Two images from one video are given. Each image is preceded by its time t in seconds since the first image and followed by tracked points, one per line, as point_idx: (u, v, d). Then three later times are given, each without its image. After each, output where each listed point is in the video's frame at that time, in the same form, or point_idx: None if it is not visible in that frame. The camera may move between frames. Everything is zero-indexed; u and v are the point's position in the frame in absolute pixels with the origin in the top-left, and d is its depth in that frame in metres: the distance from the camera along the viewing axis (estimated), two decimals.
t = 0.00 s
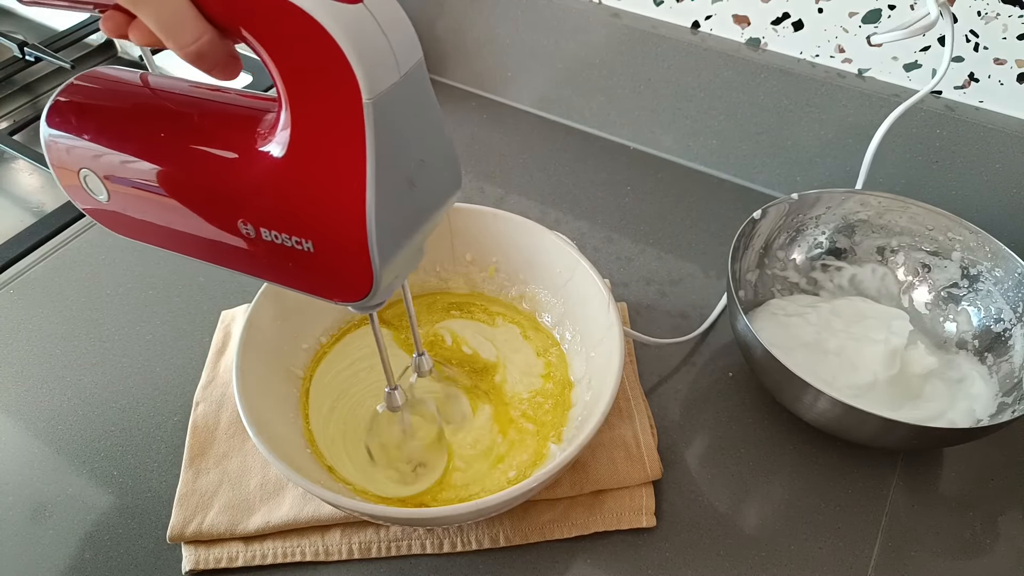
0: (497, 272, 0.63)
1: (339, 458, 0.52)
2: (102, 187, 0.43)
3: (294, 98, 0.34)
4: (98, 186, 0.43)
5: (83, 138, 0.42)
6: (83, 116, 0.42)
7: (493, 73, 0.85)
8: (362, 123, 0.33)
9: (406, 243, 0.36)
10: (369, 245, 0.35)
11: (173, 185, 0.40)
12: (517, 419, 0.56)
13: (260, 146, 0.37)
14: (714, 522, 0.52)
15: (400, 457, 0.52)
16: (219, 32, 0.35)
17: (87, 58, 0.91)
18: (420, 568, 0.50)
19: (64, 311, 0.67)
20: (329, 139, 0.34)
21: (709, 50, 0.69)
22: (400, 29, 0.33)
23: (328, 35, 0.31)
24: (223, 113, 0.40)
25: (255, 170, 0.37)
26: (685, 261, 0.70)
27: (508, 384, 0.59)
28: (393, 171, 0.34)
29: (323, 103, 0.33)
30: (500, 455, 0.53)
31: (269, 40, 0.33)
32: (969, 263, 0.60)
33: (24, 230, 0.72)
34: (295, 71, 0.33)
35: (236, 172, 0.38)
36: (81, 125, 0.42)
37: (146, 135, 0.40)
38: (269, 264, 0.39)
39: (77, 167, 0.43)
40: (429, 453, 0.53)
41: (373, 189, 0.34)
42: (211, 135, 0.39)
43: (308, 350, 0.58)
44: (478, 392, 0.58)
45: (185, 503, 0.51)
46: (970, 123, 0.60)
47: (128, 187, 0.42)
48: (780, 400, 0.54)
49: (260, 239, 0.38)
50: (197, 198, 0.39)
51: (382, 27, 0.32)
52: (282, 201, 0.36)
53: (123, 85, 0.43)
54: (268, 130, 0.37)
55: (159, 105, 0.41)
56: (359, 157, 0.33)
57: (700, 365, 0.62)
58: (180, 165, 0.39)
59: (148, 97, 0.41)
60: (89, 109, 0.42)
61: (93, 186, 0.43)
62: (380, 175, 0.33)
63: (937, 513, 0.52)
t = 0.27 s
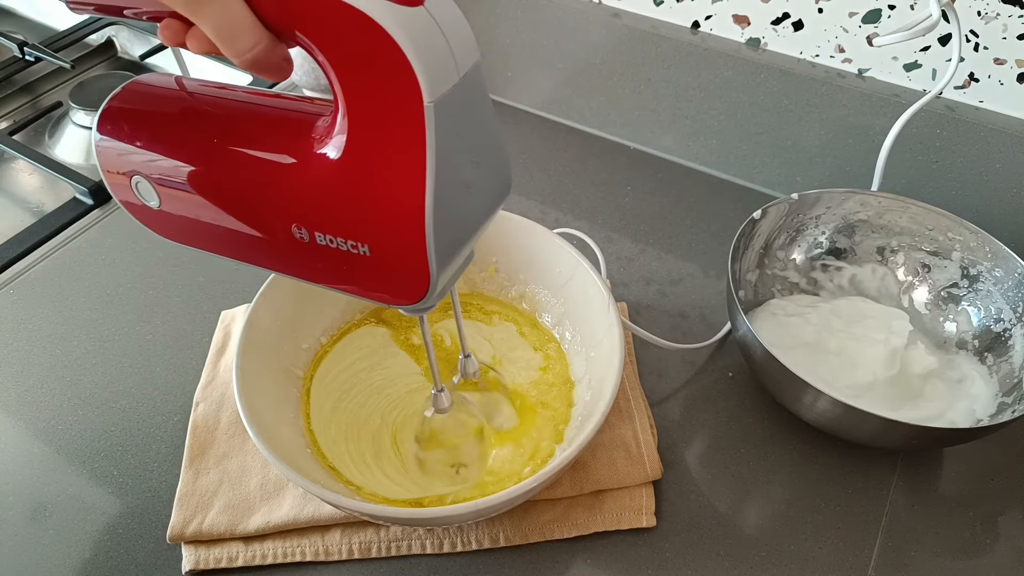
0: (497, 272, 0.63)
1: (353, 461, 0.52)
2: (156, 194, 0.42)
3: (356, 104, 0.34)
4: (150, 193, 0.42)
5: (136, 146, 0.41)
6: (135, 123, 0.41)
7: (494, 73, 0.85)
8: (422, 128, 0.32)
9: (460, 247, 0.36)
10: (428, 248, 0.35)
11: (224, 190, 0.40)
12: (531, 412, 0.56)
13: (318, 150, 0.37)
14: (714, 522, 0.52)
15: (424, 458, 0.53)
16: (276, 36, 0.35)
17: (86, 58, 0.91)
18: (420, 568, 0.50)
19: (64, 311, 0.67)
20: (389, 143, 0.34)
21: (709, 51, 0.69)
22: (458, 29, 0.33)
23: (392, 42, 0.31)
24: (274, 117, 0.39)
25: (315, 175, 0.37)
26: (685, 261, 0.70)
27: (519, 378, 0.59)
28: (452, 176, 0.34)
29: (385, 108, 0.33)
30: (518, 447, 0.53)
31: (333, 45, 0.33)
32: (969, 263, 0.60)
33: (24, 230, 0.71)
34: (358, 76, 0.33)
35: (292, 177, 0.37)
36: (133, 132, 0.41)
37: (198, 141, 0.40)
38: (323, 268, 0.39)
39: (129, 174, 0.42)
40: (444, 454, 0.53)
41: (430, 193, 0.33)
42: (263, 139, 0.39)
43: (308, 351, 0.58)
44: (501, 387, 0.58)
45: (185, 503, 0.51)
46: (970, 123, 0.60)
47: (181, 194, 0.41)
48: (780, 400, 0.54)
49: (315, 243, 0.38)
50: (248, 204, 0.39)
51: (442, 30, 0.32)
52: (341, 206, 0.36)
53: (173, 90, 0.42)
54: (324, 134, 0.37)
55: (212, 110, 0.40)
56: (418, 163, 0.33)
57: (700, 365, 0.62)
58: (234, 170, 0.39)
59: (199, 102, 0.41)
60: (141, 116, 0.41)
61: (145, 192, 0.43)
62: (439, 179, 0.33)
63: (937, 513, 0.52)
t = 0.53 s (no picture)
0: (497, 272, 0.63)
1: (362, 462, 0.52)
2: (195, 185, 0.43)
3: (392, 95, 0.35)
4: (189, 182, 0.43)
5: (174, 138, 0.42)
6: (173, 116, 0.42)
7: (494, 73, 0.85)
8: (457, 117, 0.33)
9: (493, 234, 0.37)
10: (462, 235, 0.35)
11: (261, 180, 0.41)
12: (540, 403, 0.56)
13: (353, 138, 0.38)
14: (714, 521, 0.52)
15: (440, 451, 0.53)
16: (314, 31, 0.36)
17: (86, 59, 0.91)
18: (421, 568, 0.50)
19: (64, 311, 0.67)
20: (425, 132, 0.34)
21: (709, 51, 0.69)
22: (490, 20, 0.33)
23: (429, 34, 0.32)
24: (306, 107, 0.40)
25: (351, 164, 0.37)
26: (685, 261, 0.70)
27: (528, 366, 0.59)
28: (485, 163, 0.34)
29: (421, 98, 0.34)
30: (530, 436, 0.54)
31: (370, 37, 0.33)
32: (969, 263, 0.60)
33: (24, 230, 0.70)
34: (393, 67, 0.34)
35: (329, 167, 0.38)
36: (170, 126, 0.42)
37: (234, 133, 0.41)
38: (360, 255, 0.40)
39: (168, 166, 0.43)
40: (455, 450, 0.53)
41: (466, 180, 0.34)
42: (298, 130, 0.39)
43: (308, 350, 0.58)
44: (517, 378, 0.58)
45: (185, 503, 0.51)
46: (970, 123, 0.60)
47: (219, 185, 0.42)
48: (780, 400, 0.54)
49: (351, 231, 0.39)
50: (285, 193, 0.40)
51: (475, 23, 0.33)
52: (378, 195, 0.37)
53: (208, 82, 0.43)
54: (360, 123, 0.38)
55: (246, 101, 0.41)
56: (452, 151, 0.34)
57: (700, 365, 0.62)
58: (271, 161, 0.40)
59: (233, 94, 0.41)
60: (177, 109, 0.42)
61: (184, 183, 0.43)
62: (473, 166, 0.34)
63: (937, 513, 0.52)
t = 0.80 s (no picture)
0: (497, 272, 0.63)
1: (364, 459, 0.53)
2: (206, 166, 0.43)
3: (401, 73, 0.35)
4: (201, 163, 0.43)
5: (185, 120, 0.42)
6: (182, 97, 0.42)
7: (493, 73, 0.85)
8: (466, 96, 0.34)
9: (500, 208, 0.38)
10: (472, 210, 0.36)
11: (270, 158, 0.41)
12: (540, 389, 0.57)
13: (362, 116, 0.38)
14: (714, 521, 0.52)
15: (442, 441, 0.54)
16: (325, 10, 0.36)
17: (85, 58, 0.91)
18: (421, 568, 0.50)
19: (64, 311, 0.67)
20: (433, 108, 0.35)
21: (708, 51, 0.69)
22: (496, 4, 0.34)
23: (439, 17, 0.32)
24: (312, 85, 0.40)
25: (362, 141, 0.38)
26: (685, 261, 0.70)
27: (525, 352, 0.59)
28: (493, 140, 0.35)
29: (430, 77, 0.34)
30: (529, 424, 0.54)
31: (380, 18, 0.34)
32: (969, 263, 0.60)
33: (23, 231, 0.72)
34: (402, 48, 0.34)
35: (338, 144, 0.38)
36: (180, 107, 0.42)
37: (242, 112, 0.41)
38: (371, 229, 0.41)
39: (180, 148, 0.43)
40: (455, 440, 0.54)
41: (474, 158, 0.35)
42: (305, 108, 0.40)
43: (308, 350, 0.58)
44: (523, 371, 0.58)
45: (184, 503, 0.51)
46: (970, 123, 0.60)
47: (230, 164, 0.42)
48: (780, 400, 0.54)
49: (362, 205, 0.40)
50: (294, 170, 0.40)
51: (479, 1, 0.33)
52: (388, 169, 0.37)
53: (215, 64, 0.43)
54: (368, 99, 0.38)
55: (254, 81, 0.41)
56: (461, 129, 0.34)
57: (700, 365, 0.62)
58: (280, 140, 0.40)
59: (241, 74, 0.42)
60: (186, 90, 0.42)
61: (195, 164, 0.43)
62: (482, 142, 0.35)
63: (937, 513, 0.52)
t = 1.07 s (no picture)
0: (497, 272, 0.63)
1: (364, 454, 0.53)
2: (186, 152, 0.43)
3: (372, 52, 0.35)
4: (180, 151, 0.43)
5: (162, 108, 0.42)
6: (160, 86, 0.42)
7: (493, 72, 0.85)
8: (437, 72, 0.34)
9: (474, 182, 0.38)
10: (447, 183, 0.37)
11: (248, 143, 0.41)
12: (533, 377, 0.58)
13: (336, 95, 0.38)
14: (714, 522, 0.52)
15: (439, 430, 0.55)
16: None
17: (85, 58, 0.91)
18: (420, 568, 0.50)
19: (64, 311, 0.67)
20: (404, 86, 0.35)
21: (708, 51, 0.68)
22: None
23: None
24: (286, 68, 0.41)
25: (337, 121, 0.38)
26: (685, 261, 0.70)
27: (510, 336, 0.60)
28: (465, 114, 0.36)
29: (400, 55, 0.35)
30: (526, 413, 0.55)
31: None
32: (969, 263, 0.60)
33: (24, 231, 0.71)
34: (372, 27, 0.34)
35: (314, 124, 0.39)
36: (158, 96, 0.42)
37: (220, 96, 0.41)
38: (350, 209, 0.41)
39: (159, 137, 0.43)
40: (451, 435, 0.54)
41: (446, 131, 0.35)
42: (280, 90, 0.40)
43: (308, 351, 0.58)
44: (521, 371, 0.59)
45: (185, 504, 0.51)
46: (970, 123, 0.60)
47: (208, 149, 0.42)
48: (780, 400, 0.54)
49: (340, 184, 0.40)
50: (271, 152, 0.41)
51: None
52: (364, 147, 0.38)
53: (191, 53, 0.43)
54: (342, 79, 0.38)
55: (231, 66, 0.41)
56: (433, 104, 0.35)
57: (700, 364, 0.62)
58: (256, 122, 0.40)
59: (217, 60, 0.42)
60: (163, 80, 0.42)
61: (175, 151, 0.43)
62: (455, 115, 0.35)
63: (937, 513, 0.52)
